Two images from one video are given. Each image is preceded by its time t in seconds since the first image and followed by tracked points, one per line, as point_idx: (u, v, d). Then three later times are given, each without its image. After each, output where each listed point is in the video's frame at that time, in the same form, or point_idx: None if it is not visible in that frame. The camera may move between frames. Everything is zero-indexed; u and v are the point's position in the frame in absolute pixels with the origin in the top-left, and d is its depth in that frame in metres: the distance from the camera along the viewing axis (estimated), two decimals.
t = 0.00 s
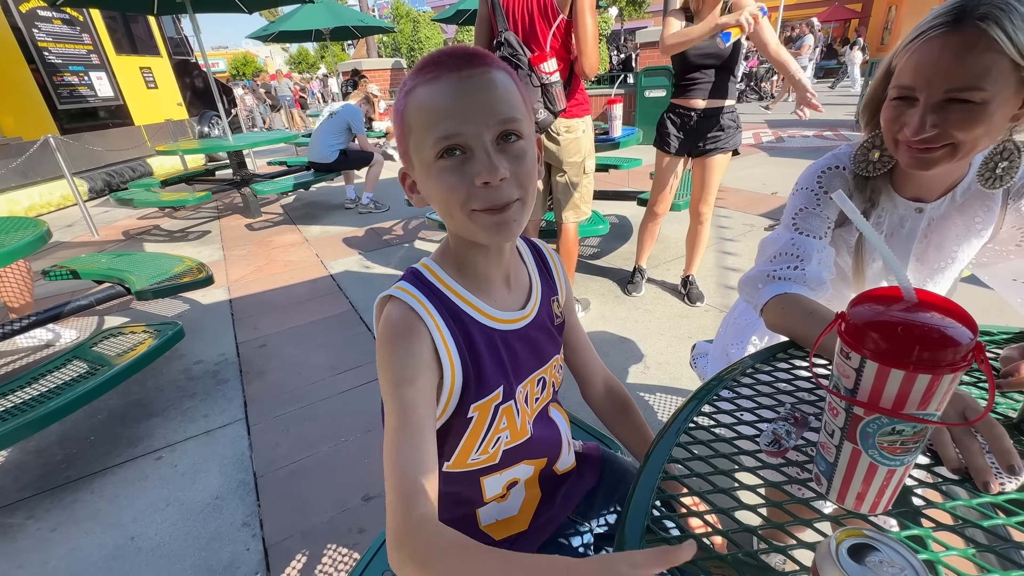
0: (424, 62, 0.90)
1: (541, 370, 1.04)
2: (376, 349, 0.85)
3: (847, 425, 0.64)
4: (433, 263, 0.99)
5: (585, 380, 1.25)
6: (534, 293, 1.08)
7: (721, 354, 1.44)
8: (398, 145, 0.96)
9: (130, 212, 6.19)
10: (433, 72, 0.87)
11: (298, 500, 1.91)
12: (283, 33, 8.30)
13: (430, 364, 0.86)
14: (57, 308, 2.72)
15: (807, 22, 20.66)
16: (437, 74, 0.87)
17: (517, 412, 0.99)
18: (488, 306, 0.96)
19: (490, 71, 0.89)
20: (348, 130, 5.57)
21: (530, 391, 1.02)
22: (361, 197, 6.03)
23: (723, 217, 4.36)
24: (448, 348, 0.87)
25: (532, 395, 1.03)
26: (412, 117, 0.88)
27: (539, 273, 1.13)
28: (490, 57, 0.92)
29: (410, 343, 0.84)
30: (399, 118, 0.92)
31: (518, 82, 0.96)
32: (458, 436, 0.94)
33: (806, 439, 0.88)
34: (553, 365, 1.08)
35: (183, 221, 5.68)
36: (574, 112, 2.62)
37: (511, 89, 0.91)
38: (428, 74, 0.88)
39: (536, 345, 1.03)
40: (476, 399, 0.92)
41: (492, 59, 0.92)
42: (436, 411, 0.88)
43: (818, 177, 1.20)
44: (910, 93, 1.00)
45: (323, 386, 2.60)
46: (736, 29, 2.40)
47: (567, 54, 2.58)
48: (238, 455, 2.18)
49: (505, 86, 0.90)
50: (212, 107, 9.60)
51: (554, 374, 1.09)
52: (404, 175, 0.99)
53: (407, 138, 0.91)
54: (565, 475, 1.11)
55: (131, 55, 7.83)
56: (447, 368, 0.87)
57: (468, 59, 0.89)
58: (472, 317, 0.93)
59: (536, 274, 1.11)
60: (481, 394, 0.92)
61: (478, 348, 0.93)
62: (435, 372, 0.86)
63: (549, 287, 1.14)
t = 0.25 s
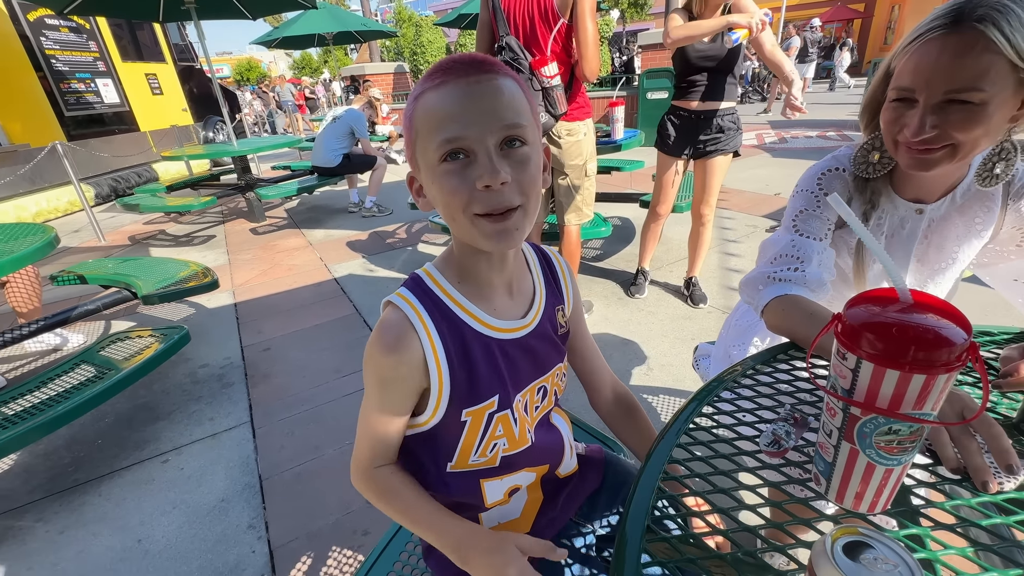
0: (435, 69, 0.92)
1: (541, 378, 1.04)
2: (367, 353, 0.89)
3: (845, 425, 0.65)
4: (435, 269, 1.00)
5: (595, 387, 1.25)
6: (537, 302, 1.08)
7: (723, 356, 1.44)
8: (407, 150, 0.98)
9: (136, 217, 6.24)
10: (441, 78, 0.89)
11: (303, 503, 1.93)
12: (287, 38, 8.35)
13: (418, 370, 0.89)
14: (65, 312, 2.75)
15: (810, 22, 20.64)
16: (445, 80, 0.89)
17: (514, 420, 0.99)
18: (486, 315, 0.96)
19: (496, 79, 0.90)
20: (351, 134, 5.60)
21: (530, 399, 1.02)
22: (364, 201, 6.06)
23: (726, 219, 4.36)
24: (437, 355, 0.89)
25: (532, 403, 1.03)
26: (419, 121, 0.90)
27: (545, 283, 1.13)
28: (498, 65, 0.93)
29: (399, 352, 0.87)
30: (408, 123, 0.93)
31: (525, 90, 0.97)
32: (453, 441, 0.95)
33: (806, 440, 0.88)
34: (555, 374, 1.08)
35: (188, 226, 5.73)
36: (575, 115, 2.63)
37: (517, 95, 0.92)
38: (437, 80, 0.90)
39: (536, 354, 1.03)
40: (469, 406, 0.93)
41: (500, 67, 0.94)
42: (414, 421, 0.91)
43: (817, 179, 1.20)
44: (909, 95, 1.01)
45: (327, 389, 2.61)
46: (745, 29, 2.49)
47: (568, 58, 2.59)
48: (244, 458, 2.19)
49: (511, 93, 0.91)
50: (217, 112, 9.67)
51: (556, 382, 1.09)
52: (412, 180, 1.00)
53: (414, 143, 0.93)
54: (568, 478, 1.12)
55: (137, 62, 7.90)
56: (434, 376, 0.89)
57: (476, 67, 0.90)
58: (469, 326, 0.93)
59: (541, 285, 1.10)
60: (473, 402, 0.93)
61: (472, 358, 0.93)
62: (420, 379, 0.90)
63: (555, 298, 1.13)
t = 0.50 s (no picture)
0: (435, 76, 0.92)
1: (541, 384, 1.04)
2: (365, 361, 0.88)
3: (845, 426, 0.65)
4: (435, 275, 1.00)
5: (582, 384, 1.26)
6: (537, 308, 1.08)
7: (726, 358, 1.43)
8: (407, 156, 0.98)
9: (141, 222, 6.28)
10: (442, 85, 0.89)
11: (306, 506, 1.93)
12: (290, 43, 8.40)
13: (418, 376, 0.89)
14: (71, 317, 2.76)
15: (811, 24, 20.65)
16: (446, 87, 0.89)
17: (515, 425, 0.99)
18: (486, 321, 0.96)
19: (497, 86, 0.91)
20: (354, 138, 5.62)
21: (530, 404, 1.02)
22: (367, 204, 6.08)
23: (729, 220, 4.35)
24: (439, 360, 0.89)
25: (533, 408, 1.04)
26: (420, 128, 0.91)
27: (545, 287, 1.13)
28: (499, 72, 0.94)
29: (399, 358, 0.86)
30: (409, 129, 0.94)
31: (526, 97, 0.98)
32: (453, 447, 0.95)
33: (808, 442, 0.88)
34: (556, 379, 1.08)
35: (192, 231, 5.76)
36: (576, 118, 2.64)
37: (517, 102, 0.93)
38: (437, 87, 0.90)
39: (537, 359, 1.03)
40: (469, 412, 0.93)
41: (501, 74, 0.94)
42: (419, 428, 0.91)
43: (818, 180, 1.21)
44: (910, 95, 1.01)
45: (331, 393, 2.62)
46: (741, 26, 2.52)
47: (568, 61, 2.59)
48: (248, 461, 2.20)
49: (512, 100, 0.91)
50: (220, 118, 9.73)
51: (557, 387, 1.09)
52: (412, 186, 1.01)
53: (416, 150, 0.93)
54: (569, 482, 1.12)
55: (141, 68, 7.96)
56: (434, 383, 0.89)
57: (477, 74, 0.91)
58: (470, 332, 0.94)
59: (542, 290, 1.11)
60: (474, 409, 0.93)
61: (473, 364, 0.93)
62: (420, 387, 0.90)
63: (555, 302, 1.13)
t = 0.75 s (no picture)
0: (446, 86, 0.92)
1: (546, 387, 1.04)
2: (385, 363, 0.84)
3: (851, 434, 0.64)
4: (446, 278, 0.99)
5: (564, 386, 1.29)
6: (544, 313, 1.08)
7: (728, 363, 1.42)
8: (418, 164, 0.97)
9: (144, 228, 6.31)
10: (454, 96, 0.89)
11: (308, 513, 1.92)
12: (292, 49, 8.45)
13: (441, 380, 0.86)
14: (74, 323, 2.77)
15: (812, 26, 20.68)
16: (458, 97, 0.89)
17: (525, 429, 0.98)
18: (499, 324, 0.96)
19: (509, 97, 0.90)
20: (355, 143, 5.64)
21: (538, 407, 1.02)
22: (369, 209, 6.09)
23: (731, 224, 4.34)
24: (459, 362, 0.87)
25: (540, 412, 1.03)
26: (431, 138, 0.90)
27: (550, 291, 1.14)
28: (509, 82, 0.94)
29: (424, 355, 0.83)
30: (421, 138, 0.93)
31: (536, 106, 0.98)
32: (466, 449, 0.93)
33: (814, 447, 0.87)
34: (560, 382, 1.09)
35: (195, 236, 5.78)
36: (576, 122, 2.65)
37: (528, 112, 0.93)
38: (449, 97, 0.90)
39: (544, 362, 1.03)
40: (482, 414, 0.92)
41: (513, 84, 0.94)
42: (440, 427, 0.89)
43: (822, 184, 1.20)
44: (913, 98, 1.00)
45: (332, 398, 2.61)
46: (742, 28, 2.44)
47: (568, 65, 2.60)
48: (250, 467, 2.20)
49: (523, 109, 0.91)
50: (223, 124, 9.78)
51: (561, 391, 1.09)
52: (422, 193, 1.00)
53: (427, 158, 0.93)
54: (572, 489, 1.11)
55: (145, 75, 8.02)
56: (455, 383, 0.87)
57: (489, 84, 0.90)
58: (483, 334, 0.92)
59: (548, 293, 1.12)
60: (488, 411, 0.92)
61: (487, 365, 0.92)
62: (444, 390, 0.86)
63: (559, 304, 1.14)
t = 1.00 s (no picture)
0: (469, 90, 0.92)
1: (558, 395, 1.03)
2: (398, 359, 0.84)
3: (853, 440, 0.63)
4: (463, 278, 0.98)
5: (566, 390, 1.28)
6: (559, 320, 1.07)
7: (729, 365, 1.42)
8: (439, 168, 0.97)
9: (145, 232, 6.32)
10: (478, 99, 0.89)
11: (308, 518, 1.91)
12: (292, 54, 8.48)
13: (452, 383, 0.85)
14: (74, 328, 2.76)
15: (811, 28, 20.74)
16: (481, 100, 0.89)
17: (534, 436, 0.98)
18: (514, 328, 0.95)
19: (533, 101, 0.90)
20: (355, 147, 5.65)
21: (547, 414, 1.02)
22: (369, 213, 6.10)
23: (731, 226, 4.34)
24: (470, 366, 0.86)
25: (549, 419, 1.03)
26: (454, 141, 0.90)
27: (568, 297, 1.13)
28: (532, 87, 0.94)
29: (434, 353, 0.82)
30: (443, 142, 0.93)
31: (558, 112, 0.98)
32: (473, 451, 0.93)
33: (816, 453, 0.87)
34: (571, 390, 1.08)
35: (196, 240, 5.78)
36: (576, 125, 2.65)
37: (551, 117, 0.93)
38: (472, 101, 0.90)
39: (558, 370, 1.03)
40: (492, 418, 0.91)
41: (536, 90, 0.94)
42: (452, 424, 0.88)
43: (822, 186, 1.20)
44: (915, 102, 1.00)
45: (333, 402, 2.61)
46: (738, 44, 2.39)
47: (567, 69, 2.60)
48: (250, 472, 2.19)
49: (546, 113, 0.91)
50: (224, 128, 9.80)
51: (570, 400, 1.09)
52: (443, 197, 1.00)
53: (450, 161, 0.92)
54: (576, 496, 1.11)
55: (146, 80, 8.04)
56: (466, 386, 0.86)
57: (513, 89, 0.91)
58: (497, 339, 0.91)
59: (565, 300, 1.10)
60: (498, 415, 0.92)
61: (499, 370, 0.91)
62: (454, 395, 0.85)
63: (576, 311, 1.13)
